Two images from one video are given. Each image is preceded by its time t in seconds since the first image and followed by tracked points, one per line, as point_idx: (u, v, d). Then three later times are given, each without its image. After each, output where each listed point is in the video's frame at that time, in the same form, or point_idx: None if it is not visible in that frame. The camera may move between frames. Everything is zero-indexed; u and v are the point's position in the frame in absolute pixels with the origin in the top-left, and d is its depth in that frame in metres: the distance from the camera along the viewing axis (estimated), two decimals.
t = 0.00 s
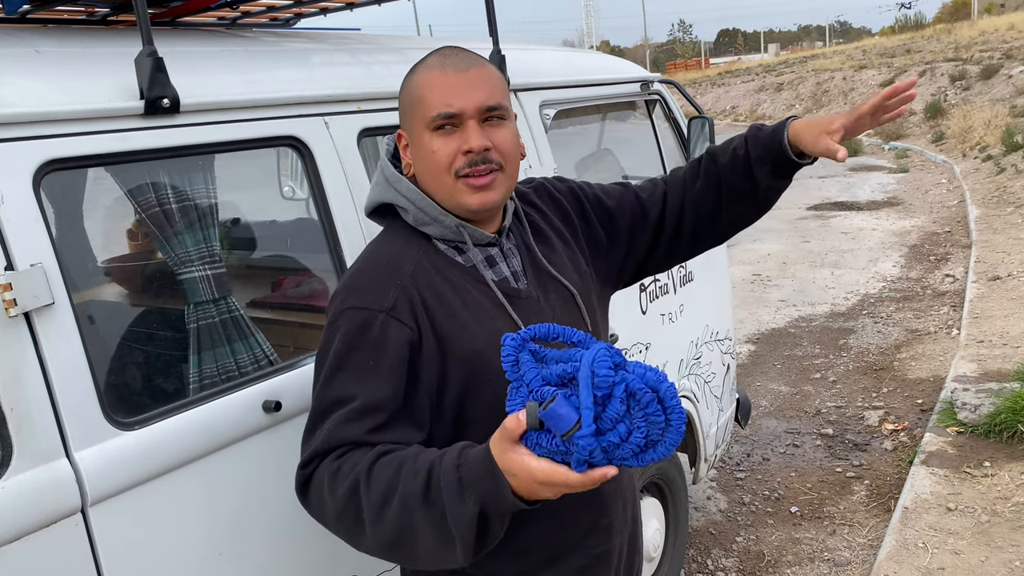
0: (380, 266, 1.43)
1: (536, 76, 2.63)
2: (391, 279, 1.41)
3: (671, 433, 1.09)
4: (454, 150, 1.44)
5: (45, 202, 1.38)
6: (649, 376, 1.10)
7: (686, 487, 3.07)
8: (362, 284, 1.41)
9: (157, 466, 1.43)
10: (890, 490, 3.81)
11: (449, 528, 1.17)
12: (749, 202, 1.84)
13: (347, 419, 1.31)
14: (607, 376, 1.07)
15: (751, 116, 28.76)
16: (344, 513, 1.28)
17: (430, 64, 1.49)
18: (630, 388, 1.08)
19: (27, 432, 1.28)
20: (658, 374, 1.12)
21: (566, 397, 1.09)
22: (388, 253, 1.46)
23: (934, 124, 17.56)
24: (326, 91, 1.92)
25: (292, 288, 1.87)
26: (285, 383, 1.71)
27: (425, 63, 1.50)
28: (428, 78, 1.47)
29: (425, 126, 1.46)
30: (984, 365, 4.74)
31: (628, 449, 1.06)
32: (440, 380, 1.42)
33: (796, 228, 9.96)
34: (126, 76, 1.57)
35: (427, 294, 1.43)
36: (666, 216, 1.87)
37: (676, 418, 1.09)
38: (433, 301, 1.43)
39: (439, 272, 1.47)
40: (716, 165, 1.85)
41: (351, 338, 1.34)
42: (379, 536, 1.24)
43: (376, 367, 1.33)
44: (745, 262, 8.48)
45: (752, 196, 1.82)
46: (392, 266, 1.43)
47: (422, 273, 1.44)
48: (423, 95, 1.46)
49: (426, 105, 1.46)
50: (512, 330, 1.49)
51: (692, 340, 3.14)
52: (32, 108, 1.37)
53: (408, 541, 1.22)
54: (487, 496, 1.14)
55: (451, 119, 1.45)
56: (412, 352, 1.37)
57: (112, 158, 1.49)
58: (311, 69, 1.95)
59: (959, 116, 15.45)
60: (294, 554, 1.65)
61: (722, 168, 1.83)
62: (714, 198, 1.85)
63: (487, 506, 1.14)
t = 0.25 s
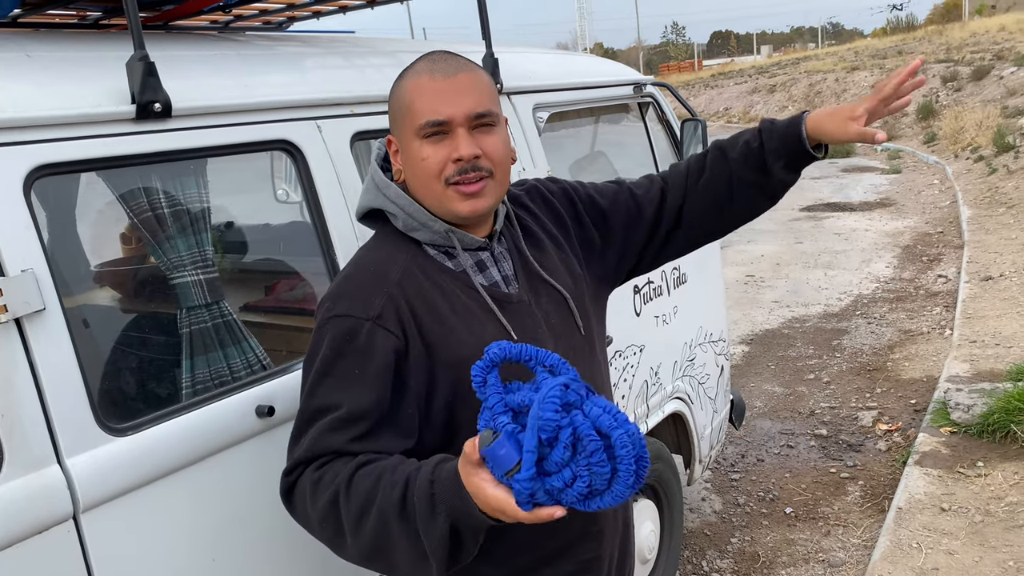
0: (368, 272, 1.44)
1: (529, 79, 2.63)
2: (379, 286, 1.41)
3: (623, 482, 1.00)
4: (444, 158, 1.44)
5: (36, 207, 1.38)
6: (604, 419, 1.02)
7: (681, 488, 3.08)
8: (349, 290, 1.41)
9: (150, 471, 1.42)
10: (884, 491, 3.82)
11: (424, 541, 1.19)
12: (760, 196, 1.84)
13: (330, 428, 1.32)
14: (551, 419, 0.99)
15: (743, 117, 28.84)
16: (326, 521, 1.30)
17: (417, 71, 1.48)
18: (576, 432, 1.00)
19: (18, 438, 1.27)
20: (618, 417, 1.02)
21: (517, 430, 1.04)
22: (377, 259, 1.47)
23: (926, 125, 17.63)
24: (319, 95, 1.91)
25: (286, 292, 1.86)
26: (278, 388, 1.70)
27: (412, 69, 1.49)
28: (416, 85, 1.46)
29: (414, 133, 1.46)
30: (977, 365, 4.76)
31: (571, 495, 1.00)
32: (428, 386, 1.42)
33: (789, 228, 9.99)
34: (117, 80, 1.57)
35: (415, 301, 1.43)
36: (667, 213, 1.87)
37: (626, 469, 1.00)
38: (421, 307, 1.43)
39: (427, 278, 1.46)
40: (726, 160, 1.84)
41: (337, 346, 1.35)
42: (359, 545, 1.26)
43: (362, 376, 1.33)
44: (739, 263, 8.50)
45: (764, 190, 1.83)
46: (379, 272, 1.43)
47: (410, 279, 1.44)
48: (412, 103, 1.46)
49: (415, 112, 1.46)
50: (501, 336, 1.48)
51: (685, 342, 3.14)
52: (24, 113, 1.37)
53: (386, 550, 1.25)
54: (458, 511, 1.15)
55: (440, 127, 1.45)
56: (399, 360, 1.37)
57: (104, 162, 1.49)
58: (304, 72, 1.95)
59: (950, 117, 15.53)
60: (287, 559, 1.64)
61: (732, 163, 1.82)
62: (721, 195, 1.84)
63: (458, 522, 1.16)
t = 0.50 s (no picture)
0: (360, 279, 1.44)
1: (522, 83, 2.63)
2: (370, 294, 1.41)
3: None
4: (438, 164, 1.44)
5: (26, 213, 1.37)
6: (562, 518, 0.97)
7: (676, 491, 3.07)
8: (341, 297, 1.41)
9: (142, 478, 1.41)
10: (879, 493, 3.82)
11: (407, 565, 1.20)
12: (767, 216, 1.86)
13: (320, 439, 1.32)
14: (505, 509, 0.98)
15: (737, 120, 28.92)
16: (314, 533, 1.31)
17: (410, 75, 1.48)
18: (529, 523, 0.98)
19: (9, 447, 1.26)
20: (575, 520, 0.97)
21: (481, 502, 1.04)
22: (370, 265, 1.46)
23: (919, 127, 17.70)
24: (312, 99, 1.91)
25: (279, 296, 1.86)
26: (271, 394, 1.69)
27: (405, 74, 1.49)
28: (409, 91, 1.46)
29: (408, 140, 1.46)
30: (971, 367, 4.77)
31: None
32: (420, 394, 1.41)
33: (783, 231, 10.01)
34: (109, 85, 1.56)
35: (408, 309, 1.42)
36: (669, 225, 1.88)
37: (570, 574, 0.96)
38: (413, 315, 1.42)
39: (421, 285, 1.46)
40: (736, 178, 1.85)
41: (328, 355, 1.35)
42: (346, 560, 1.27)
43: (352, 386, 1.33)
44: (733, 266, 8.51)
45: (771, 212, 1.85)
46: (371, 279, 1.43)
47: (403, 286, 1.44)
48: (405, 108, 1.46)
49: (408, 118, 1.46)
50: (496, 342, 1.47)
51: (680, 345, 3.14)
52: (14, 118, 1.36)
53: (373, 567, 1.26)
54: (440, 541, 1.16)
55: (434, 133, 1.45)
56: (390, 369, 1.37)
57: (95, 168, 1.48)
58: (296, 77, 1.94)
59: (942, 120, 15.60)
60: (281, 566, 1.63)
61: (746, 183, 1.84)
62: (726, 211, 1.85)
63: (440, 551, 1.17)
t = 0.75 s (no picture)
0: (362, 281, 1.42)
1: (518, 85, 2.62)
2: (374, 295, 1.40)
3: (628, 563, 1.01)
4: (437, 167, 1.44)
5: (18, 217, 1.36)
6: (623, 498, 1.00)
7: (673, 494, 3.07)
8: (344, 299, 1.40)
9: (136, 483, 1.40)
10: (875, 495, 3.83)
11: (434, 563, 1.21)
12: (763, 220, 1.85)
13: (328, 442, 1.30)
14: (569, 493, 1.00)
15: (731, 123, 28.99)
16: (326, 537, 1.29)
17: (408, 77, 1.47)
18: (591, 506, 1.00)
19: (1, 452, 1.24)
20: (637, 501, 1.01)
21: (534, 489, 1.07)
22: (371, 267, 1.45)
23: (912, 129, 17.76)
24: (306, 102, 1.90)
25: (273, 300, 1.84)
26: (266, 397, 1.68)
27: (403, 76, 1.48)
28: (408, 93, 1.46)
29: (407, 143, 1.46)
30: (966, 368, 4.78)
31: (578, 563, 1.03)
32: (425, 396, 1.41)
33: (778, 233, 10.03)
34: (102, 88, 1.55)
35: (411, 310, 1.42)
36: (665, 229, 1.87)
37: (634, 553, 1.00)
38: (417, 316, 1.42)
39: (423, 286, 1.45)
40: (732, 182, 1.84)
41: (332, 357, 1.33)
42: (363, 563, 1.26)
43: (359, 387, 1.32)
44: (728, 268, 8.52)
45: (767, 217, 1.84)
46: (375, 280, 1.42)
47: (406, 287, 1.43)
48: (404, 111, 1.45)
49: (407, 121, 1.45)
50: (499, 344, 1.47)
51: (676, 348, 3.14)
52: (7, 121, 1.35)
53: (392, 567, 1.25)
54: (470, 537, 1.18)
55: (433, 135, 1.44)
56: (396, 369, 1.36)
57: (88, 171, 1.47)
58: (290, 79, 1.93)
59: (936, 122, 15.65)
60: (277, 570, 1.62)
61: (743, 186, 1.83)
62: (722, 214, 1.84)
63: (469, 547, 1.19)
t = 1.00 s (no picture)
0: (361, 284, 1.42)
1: (515, 87, 2.63)
2: (373, 296, 1.40)
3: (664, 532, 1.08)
4: (422, 181, 1.43)
5: (14, 218, 1.36)
6: (665, 472, 1.07)
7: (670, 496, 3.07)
8: (343, 302, 1.40)
9: (134, 485, 1.40)
10: (871, 496, 3.84)
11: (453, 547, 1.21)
12: (770, 226, 1.84)
13: (335, 442, 1.29)
14: (617, 463, 1.05)
15: (727, 125, 29.05)
16: (338, 533, 1.28)
17: (386, 90, 1.45)
18: (635, 476, 1.06)
19: None
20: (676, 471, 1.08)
21: (575, 461, 1.10)
22: (368, 270, 1.45)
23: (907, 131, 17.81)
24: (303, 103, 1.90)
25: (270, 301, 1.83)
26: (263, 398, 1.68)
27: (381, 87, 1.46)
28: (386, 107, 1.44)
29: (390, 158, 1.45)
30: (961, 370, 4.79)
31: (615, 533, 1.08)
32: (426, 396, 1.41)
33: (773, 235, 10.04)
34: (99, 88, 1.54)
35: (411, 311, 1.42)
36: (670, 230, 1.86)
37: (673, 523, 1.07)
38: (417, 316, 1.42)
39: (421, 288, 1.46)
40: (741, 188, 1.84)
41: (334, 359, 1.33)
42: (379, 553, 1.25)
43: (363, 386, 1.32)
44: (724, 269, 8.53)
45: (774, 222, 1.84)
46: (374, 283, 1.42)
47: (405, 288, 1.43)
48: (384, 126, 1.44)
49: (388, 136, 1.44)
50: (499, 344, 1.47)
51: (673, 349, 3.14)
52: (3, 122, 1.35)
53: (410, 554, 1.24)
54: (487, 511, 1.18)
55: (415, 150, 1.43)
56: (398, 369, 1.36)
57: (84, 172, 1.47)
58: (287, 80, 1.93)
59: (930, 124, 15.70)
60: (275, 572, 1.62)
61: (749, 193, 1.83)
62: (729, 219, 1.84)
63: (486, 522, 1.18)
